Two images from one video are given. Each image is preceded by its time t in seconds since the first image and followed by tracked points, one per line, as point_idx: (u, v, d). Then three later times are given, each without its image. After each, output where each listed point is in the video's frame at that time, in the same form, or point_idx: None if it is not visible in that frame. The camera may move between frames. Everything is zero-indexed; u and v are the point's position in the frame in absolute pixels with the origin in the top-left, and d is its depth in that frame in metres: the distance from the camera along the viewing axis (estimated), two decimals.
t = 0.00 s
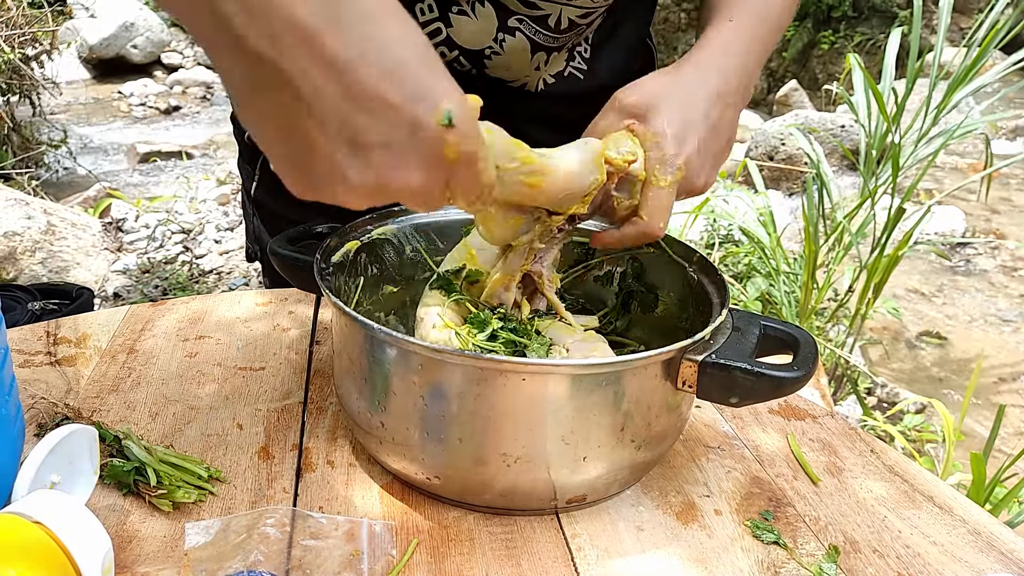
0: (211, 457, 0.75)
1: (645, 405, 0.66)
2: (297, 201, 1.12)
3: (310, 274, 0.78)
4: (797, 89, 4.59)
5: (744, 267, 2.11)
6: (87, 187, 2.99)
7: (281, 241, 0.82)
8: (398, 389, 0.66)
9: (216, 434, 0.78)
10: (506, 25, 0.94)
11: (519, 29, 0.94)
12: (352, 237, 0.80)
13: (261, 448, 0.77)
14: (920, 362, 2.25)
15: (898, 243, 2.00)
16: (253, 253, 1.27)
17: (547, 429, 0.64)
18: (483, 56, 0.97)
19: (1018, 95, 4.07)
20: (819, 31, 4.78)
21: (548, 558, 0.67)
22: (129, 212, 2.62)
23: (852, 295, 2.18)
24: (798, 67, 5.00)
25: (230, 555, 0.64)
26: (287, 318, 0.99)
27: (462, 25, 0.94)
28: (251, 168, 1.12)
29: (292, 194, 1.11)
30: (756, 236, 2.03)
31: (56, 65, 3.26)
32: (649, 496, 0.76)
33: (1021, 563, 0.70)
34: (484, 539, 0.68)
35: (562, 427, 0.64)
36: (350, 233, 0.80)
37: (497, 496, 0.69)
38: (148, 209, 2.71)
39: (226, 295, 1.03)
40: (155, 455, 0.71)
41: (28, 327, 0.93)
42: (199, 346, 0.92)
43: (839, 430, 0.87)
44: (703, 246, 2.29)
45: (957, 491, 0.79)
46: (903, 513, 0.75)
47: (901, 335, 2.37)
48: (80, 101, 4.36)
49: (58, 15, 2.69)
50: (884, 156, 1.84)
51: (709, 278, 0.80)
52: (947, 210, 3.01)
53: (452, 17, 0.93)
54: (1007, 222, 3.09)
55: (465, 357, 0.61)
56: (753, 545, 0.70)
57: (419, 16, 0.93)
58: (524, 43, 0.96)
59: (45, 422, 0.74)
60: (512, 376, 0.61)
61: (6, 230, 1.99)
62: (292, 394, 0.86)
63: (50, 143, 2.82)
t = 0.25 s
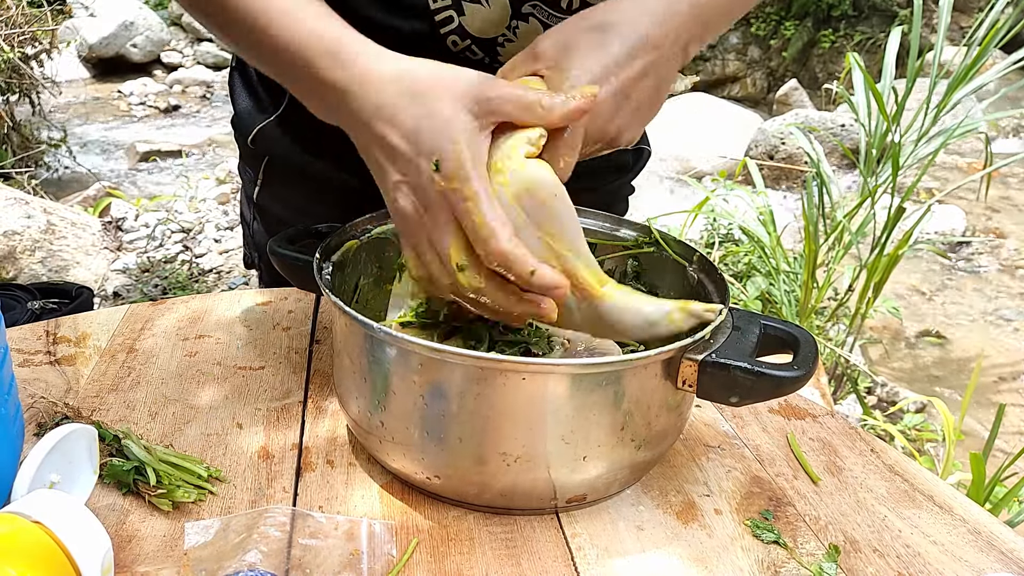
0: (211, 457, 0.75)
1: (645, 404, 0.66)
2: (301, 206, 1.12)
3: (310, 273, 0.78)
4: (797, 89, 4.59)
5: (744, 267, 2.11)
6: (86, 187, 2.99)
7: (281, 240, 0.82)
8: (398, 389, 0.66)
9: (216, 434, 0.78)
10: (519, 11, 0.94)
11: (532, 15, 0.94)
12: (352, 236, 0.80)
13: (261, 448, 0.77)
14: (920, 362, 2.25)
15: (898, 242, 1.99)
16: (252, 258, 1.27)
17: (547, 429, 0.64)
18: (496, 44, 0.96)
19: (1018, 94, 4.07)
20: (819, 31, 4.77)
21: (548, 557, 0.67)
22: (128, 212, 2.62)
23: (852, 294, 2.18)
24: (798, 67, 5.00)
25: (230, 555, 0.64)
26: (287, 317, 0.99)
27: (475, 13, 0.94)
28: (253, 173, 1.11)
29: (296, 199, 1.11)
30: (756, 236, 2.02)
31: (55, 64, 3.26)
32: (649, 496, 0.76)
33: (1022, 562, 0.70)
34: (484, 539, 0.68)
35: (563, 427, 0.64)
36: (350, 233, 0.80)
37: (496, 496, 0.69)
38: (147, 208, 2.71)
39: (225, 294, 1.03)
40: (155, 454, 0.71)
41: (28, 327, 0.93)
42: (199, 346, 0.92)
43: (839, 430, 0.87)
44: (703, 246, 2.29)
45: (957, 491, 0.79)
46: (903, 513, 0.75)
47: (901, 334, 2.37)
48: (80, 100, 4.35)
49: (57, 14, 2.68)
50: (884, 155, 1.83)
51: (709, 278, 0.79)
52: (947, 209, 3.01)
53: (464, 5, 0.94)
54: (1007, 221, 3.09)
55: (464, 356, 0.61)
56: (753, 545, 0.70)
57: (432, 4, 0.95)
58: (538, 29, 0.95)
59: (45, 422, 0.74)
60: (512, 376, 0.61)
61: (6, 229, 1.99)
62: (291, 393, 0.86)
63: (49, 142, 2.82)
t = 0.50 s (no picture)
0: (211, 457, 0.75)
1: (645, 404, 0.66)
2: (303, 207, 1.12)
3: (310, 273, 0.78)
4: (798, 89, 4.59)
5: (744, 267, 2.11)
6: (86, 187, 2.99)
7: (282, 240, 0.82)
8: (397, 389, 0.66)
9: (216, 434, 0.78)
10: None
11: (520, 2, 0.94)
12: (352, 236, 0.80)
13: (262, 448, 0.77)
14: (920, 362, 2.25)
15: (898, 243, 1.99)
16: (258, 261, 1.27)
17: (547, 429, 0.64)
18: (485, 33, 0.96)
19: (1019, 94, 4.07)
20: (819, 31, 4.77)
21: (548, 557, 0.67)
22: (128, 212, 2.62)
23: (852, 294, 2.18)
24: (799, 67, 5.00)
25: (230, 555, 0.64)
26: (287, 317, 0.99)
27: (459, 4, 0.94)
28: (260, 173, 1.12)
29: (296, 200, 1.11)
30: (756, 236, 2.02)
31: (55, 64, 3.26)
32: (649, 496, 0.76)
33: (1022, 563, 0.70)
34: (484, 539, 0.68)
35: (563, 427, 0.64)
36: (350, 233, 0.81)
37: (496, 496, 0.69)
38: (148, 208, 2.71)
39: (225, 294, 1.03)
40: (155, 454, 0.71)
41: (28, 327, 0.93)
42: (199, 346, 0.92)
43: (839, 430, 0.87)
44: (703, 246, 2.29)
45: (957, 491, 0.79)
46: (904, 513, 0.75)
47: (901, 334, 2.37)
48: (80, 100, 4.35)
49: (57, 14, 2.68)
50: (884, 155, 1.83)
51: (709, 278, 0.79)
52: (947, 209, 3.01)
53: None
54: (1008, 222, 3.09)
55: (464, 357, 0.61)
56: (753, 545, 0.70)
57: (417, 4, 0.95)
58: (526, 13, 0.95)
59: (45, 422, 0.74)
60: (512, 376, 0.61)
61: (6, 229, 1.99)
62: (292, 393, 0.86)
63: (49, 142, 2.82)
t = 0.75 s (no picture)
0: (211, 457, 0.75)
1: (645, 404, 0.66)
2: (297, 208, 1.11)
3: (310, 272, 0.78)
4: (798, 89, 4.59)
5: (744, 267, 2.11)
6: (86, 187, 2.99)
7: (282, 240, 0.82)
8: (397, 389, 0.66)
9: (216, 434, 0.78)
10: (481, 13, 0.95)
11: (496, 16, 0.96)
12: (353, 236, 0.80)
13: (262, 448, 0.77)
14: (920, 362, 2.25)
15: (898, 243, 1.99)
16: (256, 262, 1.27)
17: (547, 429, 0.64)
18: (463, 47, 0.98)
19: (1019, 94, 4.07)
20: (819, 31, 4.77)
21: (548, 558, 0.67)
22: (128, 212, 2.62)
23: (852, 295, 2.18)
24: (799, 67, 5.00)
25: (230, 555, 0.64)
26: (287, 317, 0.99)
27: (439, 18, 0.95)
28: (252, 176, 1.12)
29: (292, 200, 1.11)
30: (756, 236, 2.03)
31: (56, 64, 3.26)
32: (649, 496, 0.76)
33: (1022, 562, 0.70)
34: (484, 540, 0.68)
35: (564, 427, 0.64)
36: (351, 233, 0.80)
37: (496, 496, 0.69)
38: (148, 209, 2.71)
39: (225, 294, 1.03)
40: (155, 454, 0.71)
41: (28, 327, 0.93)
42: (199, 346, 0.92)
43: (839, 430, 0.87)
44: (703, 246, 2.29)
45: (957, 491, 0.79)
46: (904, 513, 0.75)
47: (902, 334, 2.37)
48: (80, 100, 4.35)
49: (58, 15, 2.69)
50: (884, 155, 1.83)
51: (709, 278, 0.80)
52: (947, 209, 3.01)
53: (428, 12, 0.95)
54: (1008, 222, 3.09)
55: (464, 357, 0.61)
56: (753, 545, 0.70)
57: (395, 12, 0.95)
58: (503, 30, 0.97)
59: (45, 422, 0.74)
60: (512, 376, 0.61)
61: (6, 230, 1.99)
62: (292, 394, 0.86)
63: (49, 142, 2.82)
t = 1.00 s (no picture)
0: (211, 457, 0.75)
1: (645, 404, 0.66)
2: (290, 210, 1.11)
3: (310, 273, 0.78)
4: (798, 89, 4.59)
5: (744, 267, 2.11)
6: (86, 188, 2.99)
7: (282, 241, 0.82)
8: (397, 389, 0.66)
9: (216, 434, 0.78)
10: (470, 28, 0.93)
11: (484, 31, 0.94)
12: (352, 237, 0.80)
13: (262, 448, 0.77)
14: (920, 363, 2.25)
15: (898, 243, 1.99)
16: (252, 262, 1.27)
17: (548, 429, 0.64)
18: (450, 58, 0.98)
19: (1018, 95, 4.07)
20: (819, 32, 4.78)
21: (548, 557, 0.67)
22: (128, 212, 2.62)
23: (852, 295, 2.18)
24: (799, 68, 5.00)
25: (230, 555, 0.64)
26: (287, 317, 0.99)
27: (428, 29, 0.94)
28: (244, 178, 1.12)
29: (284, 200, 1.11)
30: (756, 236, 2.03)
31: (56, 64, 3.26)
32: (650, 497, 0.76)
33: (1022, 563, 0.70)
34: (484, 539, 0.68)
35: (564, 428, 0.64)
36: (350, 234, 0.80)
37: (497, 496, 0.69)
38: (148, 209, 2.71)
39: (225, 295, 1.03)
40: (155, 454, 0.71)
41: (28, 327, 0.93)
42: (199, 346, 0.92)
43: (840, 430, 0.87)
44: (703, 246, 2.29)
45: (957, 491, 0.79)
46: (903, 513, 0.75)
47: (902, 335, 2.37)
48: (80, 100, 4.36)
49: (58, 15, 2.69)
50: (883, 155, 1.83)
51: (709, 278, 0.80)
52: (947, 210, 3.01)
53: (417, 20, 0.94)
54: (1007, 222, 3.09)
55: (464, 357, 0.61)
56: (753, 545, 0.70)
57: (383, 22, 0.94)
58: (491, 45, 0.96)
59: (45, 422, 0.74)
60: (512, 376, 0.61)
61: (7, 230, 1.99)
62: (292, 394, 0.86)
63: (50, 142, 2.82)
